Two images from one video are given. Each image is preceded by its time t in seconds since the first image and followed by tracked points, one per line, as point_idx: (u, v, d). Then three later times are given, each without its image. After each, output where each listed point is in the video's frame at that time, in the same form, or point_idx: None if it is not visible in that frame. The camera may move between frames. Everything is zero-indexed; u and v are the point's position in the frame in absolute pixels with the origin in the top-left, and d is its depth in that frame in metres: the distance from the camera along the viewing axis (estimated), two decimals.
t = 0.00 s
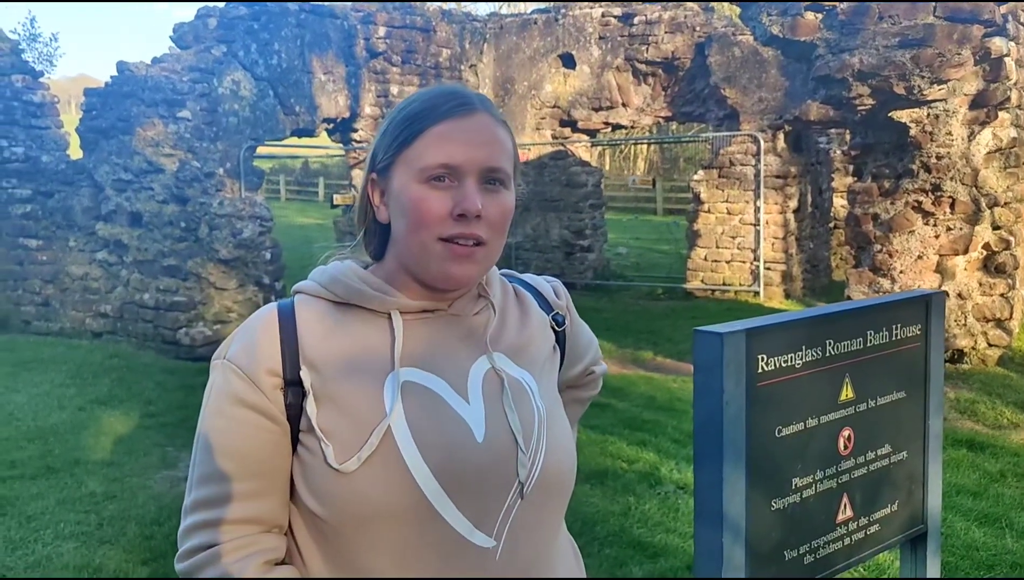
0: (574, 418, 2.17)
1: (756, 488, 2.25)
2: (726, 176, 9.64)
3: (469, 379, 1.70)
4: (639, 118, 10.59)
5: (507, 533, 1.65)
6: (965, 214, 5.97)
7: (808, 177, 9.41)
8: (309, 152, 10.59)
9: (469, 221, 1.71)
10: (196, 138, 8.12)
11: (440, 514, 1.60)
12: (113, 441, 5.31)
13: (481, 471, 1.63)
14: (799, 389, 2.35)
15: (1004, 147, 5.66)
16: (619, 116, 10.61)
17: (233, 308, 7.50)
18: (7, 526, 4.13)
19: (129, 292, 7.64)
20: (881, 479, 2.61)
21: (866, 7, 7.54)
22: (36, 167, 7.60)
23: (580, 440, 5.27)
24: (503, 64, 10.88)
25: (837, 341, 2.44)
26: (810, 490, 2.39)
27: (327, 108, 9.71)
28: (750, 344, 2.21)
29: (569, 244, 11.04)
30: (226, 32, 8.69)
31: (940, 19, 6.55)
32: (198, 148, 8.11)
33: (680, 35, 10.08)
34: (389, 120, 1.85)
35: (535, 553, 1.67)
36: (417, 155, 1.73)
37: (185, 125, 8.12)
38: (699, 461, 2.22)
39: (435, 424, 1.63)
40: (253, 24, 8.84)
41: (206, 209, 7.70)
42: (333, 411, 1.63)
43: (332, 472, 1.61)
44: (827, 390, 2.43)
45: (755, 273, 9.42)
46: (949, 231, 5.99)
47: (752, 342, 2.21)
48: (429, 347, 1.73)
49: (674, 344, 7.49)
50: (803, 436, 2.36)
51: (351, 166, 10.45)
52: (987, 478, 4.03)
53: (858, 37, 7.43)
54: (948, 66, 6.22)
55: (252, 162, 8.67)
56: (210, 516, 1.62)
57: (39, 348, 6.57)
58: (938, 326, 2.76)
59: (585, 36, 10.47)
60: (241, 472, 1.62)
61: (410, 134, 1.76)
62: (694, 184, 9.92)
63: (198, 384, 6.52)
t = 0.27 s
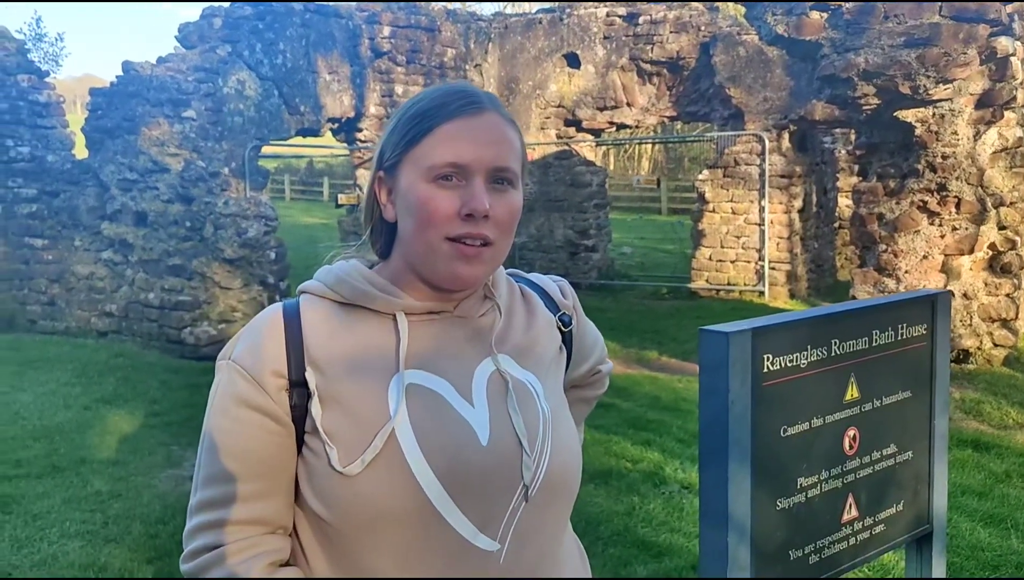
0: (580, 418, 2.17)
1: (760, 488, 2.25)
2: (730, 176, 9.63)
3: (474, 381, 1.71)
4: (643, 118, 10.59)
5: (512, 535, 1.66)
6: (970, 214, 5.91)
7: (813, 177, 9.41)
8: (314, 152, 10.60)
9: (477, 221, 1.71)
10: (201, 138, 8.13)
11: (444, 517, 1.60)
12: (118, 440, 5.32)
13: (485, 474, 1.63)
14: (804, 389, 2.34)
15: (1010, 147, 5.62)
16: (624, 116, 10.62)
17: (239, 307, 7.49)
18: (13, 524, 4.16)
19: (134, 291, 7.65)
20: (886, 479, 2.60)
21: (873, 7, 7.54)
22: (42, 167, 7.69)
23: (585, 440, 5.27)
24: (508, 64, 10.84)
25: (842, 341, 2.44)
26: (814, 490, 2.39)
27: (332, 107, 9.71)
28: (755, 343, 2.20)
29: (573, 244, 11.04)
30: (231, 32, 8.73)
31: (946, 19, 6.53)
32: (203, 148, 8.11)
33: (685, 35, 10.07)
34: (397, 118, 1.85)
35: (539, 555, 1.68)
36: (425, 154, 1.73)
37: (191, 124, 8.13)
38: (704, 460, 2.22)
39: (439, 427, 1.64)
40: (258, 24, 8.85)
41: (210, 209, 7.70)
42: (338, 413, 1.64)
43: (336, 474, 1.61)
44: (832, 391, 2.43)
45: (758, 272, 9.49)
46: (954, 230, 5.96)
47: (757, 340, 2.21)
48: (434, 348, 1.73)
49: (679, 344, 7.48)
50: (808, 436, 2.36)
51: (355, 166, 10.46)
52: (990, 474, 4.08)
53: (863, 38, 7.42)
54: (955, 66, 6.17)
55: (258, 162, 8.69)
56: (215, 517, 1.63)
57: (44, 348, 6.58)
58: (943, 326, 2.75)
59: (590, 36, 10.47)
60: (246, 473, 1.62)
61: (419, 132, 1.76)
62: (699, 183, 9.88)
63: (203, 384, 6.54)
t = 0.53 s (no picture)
0: (586, 418, 2.17)
1: (764, 488, 2.25)
2: (735, 176, 9.63)
3: (479, 382, 1.71)
4: (648, 118, 10.58)
5: (516, 536, 1.66)
6: (975, 214, 5.80)
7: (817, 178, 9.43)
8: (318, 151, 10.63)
9: (480, 221, 1.71)
10: (205, 138, 8.15)
11: (448, 518, 1.60)
12: (122, 440, 5.33)
13: (490, 475, 1.63)
14: (808, 390, 2.34)
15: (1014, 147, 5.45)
16: (628, 116, 10.60)
17: (243, 306, 7.50)
18: (18, 523, 4.15)
19: (139, 291, 7.68)
20: (891, 480, 2.60)
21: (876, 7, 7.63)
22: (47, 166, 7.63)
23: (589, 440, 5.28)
24: (512, 64, 10.87)
25: (847, 341, 2.44)
26: (818, 491, 2.39)
27: (336, 107, 9.73)
28: (760, 342, 2.20)
29: (577, 244, 11.04)
30: (235, 32, 8.77)
31: (950, 18, 6.53)
32: (207, 147, 8.15)
33: (689, 35, 10.07)
34: (403, 117, 1.85)
35: (543, 556, 1.68)
36: (429, 153, 1.74)
37: (195, 125, 8.13)
38: (708, 460, 2.21)
39: (443, 427, 1.64)
40: (263, 24, 8.88)
41: (215, 209, 7.72)
42: (342, 414, 1.64)
43: (340, 475, 1.62)
44: (836, 391, 2.43)
45: (764, 273, 9.39)
46: (959, 231, 5.85)
47: (762, 340, 2.20)
48: (439, 349, 1.74)
49: (684, 344, 7.48)
50: (812, 436, 2.36)
51: (360, 165, 10.47)
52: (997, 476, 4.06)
53: (867, 37, 7.52)
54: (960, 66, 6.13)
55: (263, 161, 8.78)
56: (220, 518, 1.63)
57: (50, 347, 6.60)
58: (948, 327, 2.75)
59: (594, 36, 10.47)
60: (251, 473, 1.63)
61: (423, 131, 1.76)
62: (703, 184, 9.89)
63: (208, 383, 6.55)
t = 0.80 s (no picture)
0: (592, 419, 2.18)
1: (766, 488, 2.25)
2: (737, 176, 9.58)
3: (483, 382, 1.72)
4: (650, 118, 10.58)
5: (519, 535, 1.67)
6: (977, 215, 5.79)
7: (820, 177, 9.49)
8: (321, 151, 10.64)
9: (483, 222, 1.72)
10: (208, 138, 8.26)
11: (451, 518, 1.61)
12: (125, 439, 5.35)
13: (493, 474, 1.64)
14: (811, 390, 2.35)
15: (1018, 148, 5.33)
16: (630, 116, 10.59)
17: (246, 306, 7.52)
18: (22, 521, 4.11)
19: (142, 290, 7.68)
20: (893, 480, 2.61)
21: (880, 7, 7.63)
22: (50, 166, 7.39)
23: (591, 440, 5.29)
24: (515, 64, 10.88)
25: (849, 341, 2.44)
26: (820, 491, 2.39)
27: (339, 107, 9.75)
28: (763, 343, 2.21)
29: (579, 244, 11.03)
30: (239, 32, 8.82)
31: (953, 19, 6.54)
32: (210, 147, 8.25)
33: (692, 35, 10.08)
34: (406, 118, 1.86)
35: (546, 555, 1.69)
36: (432, 154, 1.75)
37: (198, 124, 8.24)
38: (710, 460, 2.22)
39: (447, 427, 1.65)
40: (265, 24, 8.94)
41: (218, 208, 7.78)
42: (346, 413, 1.65)
43: (344, 474, 1.62)
44: (839, 391, 2.43)
45: (766, 272, 9.40)
46: (962, 231, 5.85)
47: (765, 340, 2.21)
48: (443, 349, 1.74)
49: (686, 345, 7.48)
50: (814, 437, 2.37)
51: (362, 165, 10.47)
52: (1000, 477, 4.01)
53: (869, 37, 7.57)
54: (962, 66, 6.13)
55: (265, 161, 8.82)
56: (225, 518, 1.64)
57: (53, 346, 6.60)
58: (951, 327, 2.75)
59: (596, 36, 10.48)
60: (256, 473, 1.63)
61: (426, 132, 1.77)
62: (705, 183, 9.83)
63: (211, 383, 6.57)
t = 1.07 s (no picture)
0: (596, 417, 2.18)
1: (766, 485, 2.25)
2: (739, 175, 9.59)
3: (485, 377, 1.72)
4: (652, 117, 10.57)
5: (521, 530, 1.67)
6: (980, 214, 5.71)
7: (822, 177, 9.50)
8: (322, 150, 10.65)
9: (484, 218, 1.72)
10: (210, 136, 8.27)
11: (453, 512, 1.61)
12: (127, 437, 5.35)
13: (495, 469, 1.65)
14: (812, 388, 2.35)
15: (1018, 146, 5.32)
16: (632, 115, 10.59)
17: (248, 304, 7.52)
18: (23, 518, 4.03)
19: (144, 289, 7.68)
20: (894, 477, 2.61)
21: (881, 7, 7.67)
22: (52, 164, 7.22)
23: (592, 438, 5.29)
24: (516, 63, 10.88)
25: (850, 339, 2.45)
26: (821, 488, 2.39)
27: (341, 106, 9.75)
28: (764, 340, 2.21)
29: (581, 243, 11.02)
30: (240, 30, 8.82)
31: (955, 18, 6.53)
32: (212, 146, 8.25)
33: (694, 34, 10.08)
34: (408, 115, 1.86)
35: (547, 550, 1.69)
36: (434, 151, 1.75)
37: (200, 123, 8.25)
38: (711, 457, 2.22)
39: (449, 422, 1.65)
40: (268, 23, 8.97)
41: (219, 207, 7.78)
42: (349, 408, 1.65)
43: (347, 469, 1.63)
44: (840, 389, 2.43)
45: (767, 272, 9.43)
46: (964, 231, 5.81)
47: (766, 338, 2.21)
48: (445, 344, 1.75)
49: (688, 344, 7.47)
50: (815, 434, 2.37)
51: (364, 164, 10.47)
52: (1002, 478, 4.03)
53: (870, 36, 7.61)
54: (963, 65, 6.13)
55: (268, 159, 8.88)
56: (228, 513, 1.64)
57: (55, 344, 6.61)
58: (952, 325, 2.75)
59: (598, 35, 10.48)
60: (259, 467, 1.64)
61: (428, 129, 1.77)
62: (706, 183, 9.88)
63: (213, 381, 6.58)
